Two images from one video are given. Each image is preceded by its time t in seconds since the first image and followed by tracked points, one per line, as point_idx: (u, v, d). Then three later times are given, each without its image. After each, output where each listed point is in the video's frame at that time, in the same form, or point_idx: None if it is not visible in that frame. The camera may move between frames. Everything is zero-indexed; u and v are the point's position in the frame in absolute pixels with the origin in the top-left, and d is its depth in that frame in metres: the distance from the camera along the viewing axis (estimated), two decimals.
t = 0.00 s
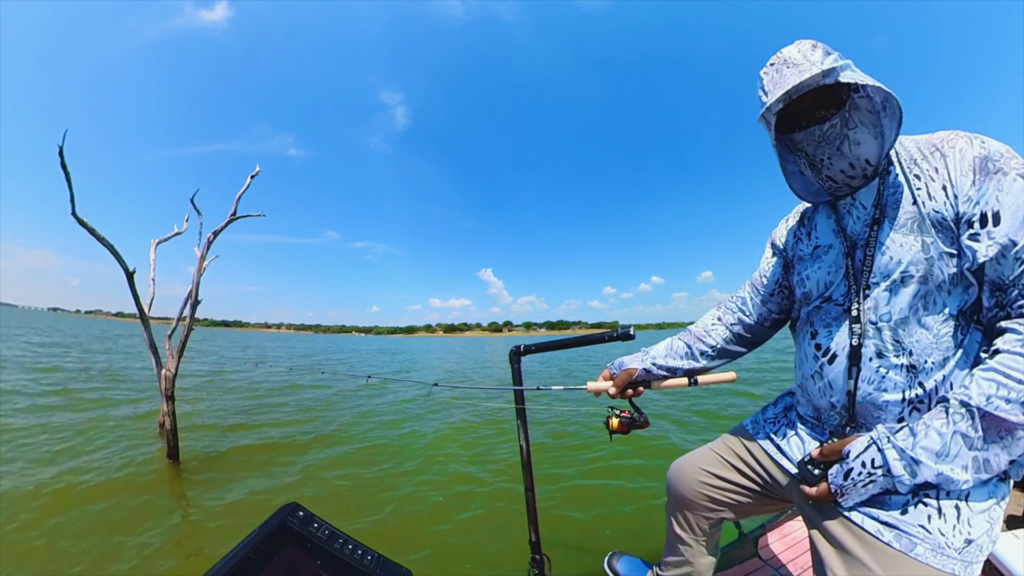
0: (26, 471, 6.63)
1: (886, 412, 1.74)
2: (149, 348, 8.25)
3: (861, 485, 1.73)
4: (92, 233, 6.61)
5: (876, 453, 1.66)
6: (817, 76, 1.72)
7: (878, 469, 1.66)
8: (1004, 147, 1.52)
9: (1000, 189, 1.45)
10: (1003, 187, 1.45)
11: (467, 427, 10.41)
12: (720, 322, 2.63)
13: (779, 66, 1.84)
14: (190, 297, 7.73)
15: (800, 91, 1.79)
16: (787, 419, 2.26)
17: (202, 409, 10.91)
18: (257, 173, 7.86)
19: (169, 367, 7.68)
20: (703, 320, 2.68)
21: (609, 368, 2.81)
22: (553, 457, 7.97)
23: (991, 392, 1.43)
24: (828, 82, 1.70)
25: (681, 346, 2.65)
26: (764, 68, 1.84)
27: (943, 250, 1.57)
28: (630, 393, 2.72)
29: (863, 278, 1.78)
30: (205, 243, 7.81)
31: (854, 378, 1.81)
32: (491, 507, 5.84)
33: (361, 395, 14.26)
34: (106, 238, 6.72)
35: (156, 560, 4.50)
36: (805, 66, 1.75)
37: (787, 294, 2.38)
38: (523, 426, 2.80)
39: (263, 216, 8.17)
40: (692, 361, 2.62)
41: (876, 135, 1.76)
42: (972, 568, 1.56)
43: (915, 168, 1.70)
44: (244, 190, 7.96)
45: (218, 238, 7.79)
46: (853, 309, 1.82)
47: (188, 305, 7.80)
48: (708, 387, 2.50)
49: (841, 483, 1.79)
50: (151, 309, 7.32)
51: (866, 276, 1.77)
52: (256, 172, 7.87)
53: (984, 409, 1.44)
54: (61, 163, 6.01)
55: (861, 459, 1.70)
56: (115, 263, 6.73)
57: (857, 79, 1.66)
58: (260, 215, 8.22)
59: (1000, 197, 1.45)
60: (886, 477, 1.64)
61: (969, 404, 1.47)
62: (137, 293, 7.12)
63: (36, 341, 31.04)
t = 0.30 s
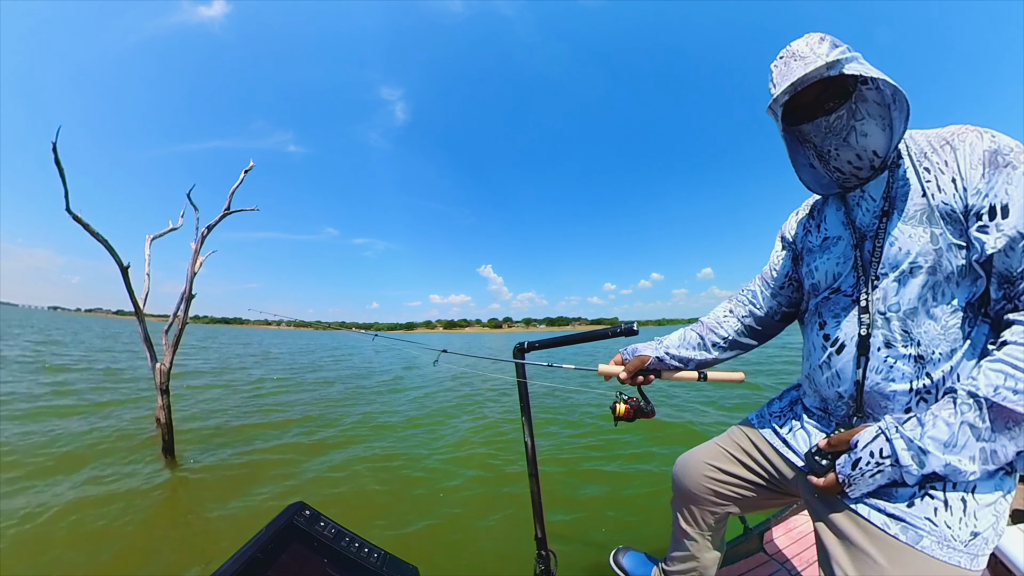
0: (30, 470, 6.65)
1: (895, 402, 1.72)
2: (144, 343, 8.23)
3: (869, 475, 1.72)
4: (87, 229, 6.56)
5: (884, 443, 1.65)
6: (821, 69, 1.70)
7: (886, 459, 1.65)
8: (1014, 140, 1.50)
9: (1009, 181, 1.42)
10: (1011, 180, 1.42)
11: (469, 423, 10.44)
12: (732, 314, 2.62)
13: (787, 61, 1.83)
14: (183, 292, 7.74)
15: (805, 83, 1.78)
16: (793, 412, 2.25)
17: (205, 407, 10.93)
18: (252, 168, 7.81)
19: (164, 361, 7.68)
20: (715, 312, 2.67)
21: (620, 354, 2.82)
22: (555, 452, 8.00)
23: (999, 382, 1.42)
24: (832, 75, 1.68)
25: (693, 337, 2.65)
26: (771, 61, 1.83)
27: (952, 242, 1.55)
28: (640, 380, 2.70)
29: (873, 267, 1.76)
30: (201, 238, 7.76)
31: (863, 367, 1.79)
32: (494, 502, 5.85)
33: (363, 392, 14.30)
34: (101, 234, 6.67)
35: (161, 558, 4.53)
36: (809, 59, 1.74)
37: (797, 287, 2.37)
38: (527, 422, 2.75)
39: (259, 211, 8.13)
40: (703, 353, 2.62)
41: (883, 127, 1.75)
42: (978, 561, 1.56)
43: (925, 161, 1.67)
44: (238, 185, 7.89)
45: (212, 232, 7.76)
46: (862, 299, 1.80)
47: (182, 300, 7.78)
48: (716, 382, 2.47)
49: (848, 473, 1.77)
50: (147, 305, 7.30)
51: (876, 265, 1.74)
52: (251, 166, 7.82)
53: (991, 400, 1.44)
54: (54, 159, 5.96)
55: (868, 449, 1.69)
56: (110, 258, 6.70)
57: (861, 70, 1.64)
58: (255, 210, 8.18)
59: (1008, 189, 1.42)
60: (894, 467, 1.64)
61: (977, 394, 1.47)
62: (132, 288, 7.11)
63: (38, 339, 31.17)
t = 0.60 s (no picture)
0: (33, 469, 6.69)
1: (897, 397, 1.72)
2: (139, 339, 8.23)
3: (871, 470, 1.72)
4: (82, 227, 6.55)
5: (887, 438, 1.65)
6: (787, 77, 1.74)
7: (888, 455, 1.65)
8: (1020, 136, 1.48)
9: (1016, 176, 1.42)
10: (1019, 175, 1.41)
11: (469, 419, 10.49)
12: (734, 305, 2.61)
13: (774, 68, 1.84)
14: (179, 290, 7.73)
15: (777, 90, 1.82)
16: (796, 407, 2.24)
17: (208, 405, 10.99)
18: (247, 165, 7.81)
19: (159, 357, 7.69)
20: (717, 302, 2.66)
21: (622, 342, 2.83)
22: (555, 447, 8.04)
23: (1003, 379, 1.42)
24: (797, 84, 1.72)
25: (694, 326, 2.66)
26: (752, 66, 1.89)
27: (957, 237, 1.54)
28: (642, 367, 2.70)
29: (876, 261, 1.75)
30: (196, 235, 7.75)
31: (865, 362, 1.79)
32: (496, 498, 5.87)
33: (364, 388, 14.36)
34: (97, 231, 6.66)
35: (163, 558, 4.55)
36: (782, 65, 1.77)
37: (800, 280, 2.35)
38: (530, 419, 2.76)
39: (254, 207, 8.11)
40: (704, 341, 2.62)
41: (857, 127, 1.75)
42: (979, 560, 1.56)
43: (930, 156, 1.65)
44: (232, 182, 7.85)
45: (207, 229, 7.73)
46: (865, 293, 1.79)
47: (178, 298, 7.78)
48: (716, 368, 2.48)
49: (850, 468, 1.78)
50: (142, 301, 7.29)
51: (880, 258, 1.73)
52: (246, 163, 7.82)
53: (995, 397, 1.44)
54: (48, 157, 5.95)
55: (870, 445, 1.70)
56: (106, 256, 6.69)
57: (827, 77, 1.64)
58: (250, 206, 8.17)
59: (1015, 184, 1.41)
60: (897, 463, 1.64)
61: (980, 391, 1.47)
62: (128, 285, 7.12)
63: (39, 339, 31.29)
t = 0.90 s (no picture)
0: (33, 467, 6.69)
1: (899, 402, 1.71)
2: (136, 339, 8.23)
3: (871, 476, 1.72)
4: (78, 227, 6.56)
5: (888, 443, 1.65)
6: (804, 68, 1.66)
7: (889, 460, 1.64)
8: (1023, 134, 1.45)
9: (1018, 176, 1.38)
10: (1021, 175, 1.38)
11: (468, 415, 10.53)
12: (721, 293, 2.59)
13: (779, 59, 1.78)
14: (176, 289, 7.74)
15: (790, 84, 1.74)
16: (797, 408, 2.23)
17: (207, 402, 10.98)
18: (243, 164, 7.87)
19: (157, 357, 7.71)
20: (705, 288, 2.65)
21: (610, 317, 2.85)
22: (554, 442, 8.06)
23: (1005, 383, 1.40)
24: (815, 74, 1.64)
25: (678, 306, 2.65)
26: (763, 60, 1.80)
27: (959, 238, 1.53)
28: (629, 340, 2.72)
29: (879, 264, 1.73)
30: (192, 233, 7.77)
31: (866, 367, 1.78)
32: (496, 494, 5.87)
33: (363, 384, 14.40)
34: (92, 231, 6.67)
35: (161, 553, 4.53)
36: (792, 59, 1.70)
37: (791, 278, 2.31)
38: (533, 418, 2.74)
39: (249, 206, 8.14)
40: (687, 323, 2.61)
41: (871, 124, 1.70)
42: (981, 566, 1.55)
43: (931, 156, 1.63)
44: (228, 180, 7.86)
45: (203, 228, 7.73)
46: (866, 297, 1.77)
47: (176, 297, 7.79)
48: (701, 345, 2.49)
49: (851, 474, 1.78)
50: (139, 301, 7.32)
51: (881, 263, 1.72)
52: (242, 162, 7.88)
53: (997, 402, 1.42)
54: (44, 156, 5.99)
55: (871, 451, 1.69)
56: (102, 255, 6.70)
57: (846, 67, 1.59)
58: (245, 204, 8.21)
59: (1017, 185, 1.38)
60: (898, 469, 1.63)
61: (983, 396, 1.44)
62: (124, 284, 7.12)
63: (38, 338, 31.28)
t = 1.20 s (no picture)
0: (31, 465, 6.69)
1: (900, 408, 1.69)
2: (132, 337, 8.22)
3: (872, 482, 1.71)
4: (71, 229, 6.54)
5: (888, 450, 1.64)
6: (828, 58, 1.63)
7: (890, 467, 1.64)
8: None
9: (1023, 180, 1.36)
10: None
11: (468, 411, 10.54)
12: (716, 293, 2.58)
13: (791, 49, 1.76)
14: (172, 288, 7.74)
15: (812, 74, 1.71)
16: (799, 410, 2.22)
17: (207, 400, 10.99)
18: (235, 163, 7.84)
19: (153, 356, 7.70)
20: (701, 288, 2.65)
21: (612, 318, 2.88)
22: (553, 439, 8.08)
23: (1008, 391, 1.38)
24: (840, 64, 1.61)
25: (674, 306, 2.66)
26: (776, 50, 1.76)
27: (962, 243, 1.51)
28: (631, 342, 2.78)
29: (882, 267, 1.71)
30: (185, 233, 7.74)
31: (869, 372, 1.76)
32: (495, 489, 5.89)
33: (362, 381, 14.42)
34: (85, 232, 6.64)
35: (158, 549, 4.53)
36: (816, 47, 1.67)
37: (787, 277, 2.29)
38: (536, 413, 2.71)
39: (243, 205, 8.11)
40: (682, 322, 2.62)
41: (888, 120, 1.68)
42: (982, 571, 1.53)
43: (933, 158, 1.61)
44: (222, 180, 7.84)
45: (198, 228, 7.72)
46: (870, 301, 1.75)
47: (172, 296, 7.79)
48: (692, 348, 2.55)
49: (852, 480, 1.78)
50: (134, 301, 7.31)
51: (884, 267, 1.69)
52: (235, 160, 7.86)
53: (999, 410, 1.41)
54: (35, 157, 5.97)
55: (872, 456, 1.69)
56: (96, 256, 6.68)
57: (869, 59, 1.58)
58: (239, 203, 8.18)
59: (1022, 188, 1.36)
60: (898, 475, 1.62)
61: (984, 403, 1.43)
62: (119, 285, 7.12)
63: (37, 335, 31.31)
